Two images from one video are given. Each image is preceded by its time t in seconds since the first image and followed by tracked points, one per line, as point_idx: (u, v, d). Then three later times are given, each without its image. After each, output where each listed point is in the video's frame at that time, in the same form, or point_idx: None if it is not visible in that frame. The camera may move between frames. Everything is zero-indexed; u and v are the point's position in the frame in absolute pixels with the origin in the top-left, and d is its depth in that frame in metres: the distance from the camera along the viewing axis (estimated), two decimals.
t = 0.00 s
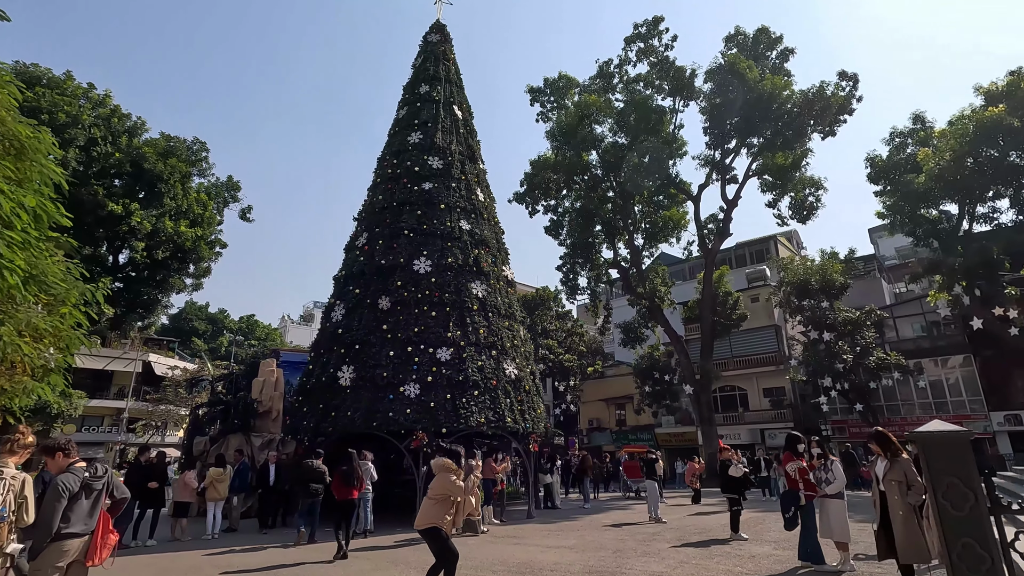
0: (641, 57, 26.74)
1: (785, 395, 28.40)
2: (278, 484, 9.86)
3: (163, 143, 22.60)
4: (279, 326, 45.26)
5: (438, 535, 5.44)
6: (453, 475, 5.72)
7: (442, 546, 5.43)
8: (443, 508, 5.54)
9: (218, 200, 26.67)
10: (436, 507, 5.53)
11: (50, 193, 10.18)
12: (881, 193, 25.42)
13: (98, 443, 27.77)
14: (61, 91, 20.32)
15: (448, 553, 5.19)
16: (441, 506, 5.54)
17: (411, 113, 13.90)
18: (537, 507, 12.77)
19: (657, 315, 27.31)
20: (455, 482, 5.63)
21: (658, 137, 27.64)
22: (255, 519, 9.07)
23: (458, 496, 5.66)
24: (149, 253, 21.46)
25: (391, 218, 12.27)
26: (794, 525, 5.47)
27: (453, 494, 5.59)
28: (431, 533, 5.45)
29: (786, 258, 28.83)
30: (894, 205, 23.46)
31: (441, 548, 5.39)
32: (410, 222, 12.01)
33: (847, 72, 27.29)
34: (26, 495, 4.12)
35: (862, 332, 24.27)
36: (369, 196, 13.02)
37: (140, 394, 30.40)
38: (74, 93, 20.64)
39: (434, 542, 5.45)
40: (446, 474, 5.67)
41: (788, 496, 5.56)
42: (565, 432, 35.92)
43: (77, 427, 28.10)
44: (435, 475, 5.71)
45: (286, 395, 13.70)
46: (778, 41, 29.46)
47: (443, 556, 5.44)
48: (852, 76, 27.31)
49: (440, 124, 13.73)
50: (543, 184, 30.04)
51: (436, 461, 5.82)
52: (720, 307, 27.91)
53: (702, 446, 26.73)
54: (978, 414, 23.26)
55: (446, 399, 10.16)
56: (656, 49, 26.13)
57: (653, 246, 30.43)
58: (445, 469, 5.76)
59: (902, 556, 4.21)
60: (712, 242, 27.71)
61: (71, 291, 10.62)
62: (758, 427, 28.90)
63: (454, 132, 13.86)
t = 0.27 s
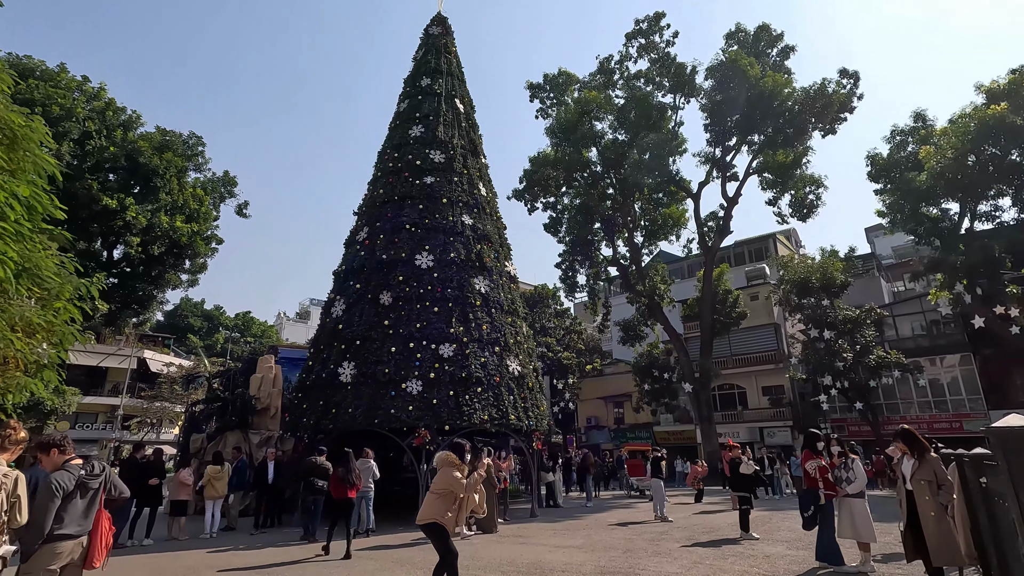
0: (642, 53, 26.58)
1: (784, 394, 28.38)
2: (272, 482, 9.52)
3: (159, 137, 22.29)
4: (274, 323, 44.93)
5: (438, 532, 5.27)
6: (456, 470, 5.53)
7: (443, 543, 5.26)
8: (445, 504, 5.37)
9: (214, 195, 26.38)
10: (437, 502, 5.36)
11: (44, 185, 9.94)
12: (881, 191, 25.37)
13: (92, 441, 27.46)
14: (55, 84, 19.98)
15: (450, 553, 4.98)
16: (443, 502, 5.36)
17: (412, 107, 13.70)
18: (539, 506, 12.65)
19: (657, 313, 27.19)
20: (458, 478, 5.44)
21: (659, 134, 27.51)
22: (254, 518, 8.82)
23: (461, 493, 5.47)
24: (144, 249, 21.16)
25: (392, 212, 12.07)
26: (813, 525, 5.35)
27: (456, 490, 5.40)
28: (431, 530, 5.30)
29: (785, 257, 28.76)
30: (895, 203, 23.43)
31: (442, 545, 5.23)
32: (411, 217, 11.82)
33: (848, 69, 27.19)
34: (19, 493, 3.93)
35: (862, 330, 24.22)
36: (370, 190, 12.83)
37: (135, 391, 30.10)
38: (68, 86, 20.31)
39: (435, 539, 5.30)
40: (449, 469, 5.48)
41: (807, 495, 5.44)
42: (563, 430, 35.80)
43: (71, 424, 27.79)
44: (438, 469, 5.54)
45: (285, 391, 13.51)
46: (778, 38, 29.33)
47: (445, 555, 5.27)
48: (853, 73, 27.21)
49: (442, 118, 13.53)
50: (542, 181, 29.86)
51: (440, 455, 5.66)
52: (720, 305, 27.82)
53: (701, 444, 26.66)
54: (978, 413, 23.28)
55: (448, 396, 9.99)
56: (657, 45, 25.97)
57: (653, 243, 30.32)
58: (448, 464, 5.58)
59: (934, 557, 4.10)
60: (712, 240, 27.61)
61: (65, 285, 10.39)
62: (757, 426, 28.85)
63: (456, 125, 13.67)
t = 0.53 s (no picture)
0: (642, 49, 26.47)
1: (782, 392, 28.44)
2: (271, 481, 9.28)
3: (153, 131, 21.96)
4: (269, 320, 44.56)
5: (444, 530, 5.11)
6: (458, 465, 5.34)
7: (449, 541, 5.08)
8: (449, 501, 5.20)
9: (209, 190, 26.05)
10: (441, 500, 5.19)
11: (37, 177, 9.70)
12: (880, 190, 25.38)
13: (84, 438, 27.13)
14: (47, 76, 19.62)
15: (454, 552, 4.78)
16: (447, 499, 5.18)
17: (413, 99, 13.49)
18: (541, 503, 12.56)
19: (656, 310, 27.11)
20: (461, 472, 5.25)
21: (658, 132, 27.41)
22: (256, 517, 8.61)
23: (466, 489, 5.27)
24: (138, 243, 20.84)
25: (393, 206, 11.89)
26: (832, 524, 5.25)
27: (460, 486, 5.21)
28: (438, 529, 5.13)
29: (784, 255, 28.74)
30: (894, 202, 23.45)
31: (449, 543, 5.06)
32: (413, 211, 11.63)
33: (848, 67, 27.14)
34: (17, 493, 3.78)
35: (861, 328, 24.25)
36: (370, 184, 12.64)
37: (128, 387, 29.78)
38: (60, 79, 19.94)
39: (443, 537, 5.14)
40: (451, 464, 5.31)
41: (826, 495, 5.34)
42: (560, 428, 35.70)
43: (63, 421, 27.45)
44: (439, 465, 5.37)
45: (283, 388, 13.32)
46: (778, 36, 29.23)
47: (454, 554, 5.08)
48: (852, 71, 27.17)
49: (443, 111, 13.34)
50: (541, 177, 29.70)
51: (440, 451, 5.48)
52: (719, 303, 27.76)
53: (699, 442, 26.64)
54: (974, 411, 23.38)
55: (451, 393, 9.83)
56: (657, 41, 25.84)
57: (651, 241, 30.24)
58: (450, 460, 5.40)
59: (962, 560, 3.98)
60: (711, 237, 27.56)
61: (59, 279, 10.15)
62: (755, 424, 28.85)
63: (457, 119, 13.48)
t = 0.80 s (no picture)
0: (636, 46, 26.42)
1: (772, 390, 28.61)
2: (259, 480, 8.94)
3: (138, 122, 21.47)
4: (256, 316, 43.93)
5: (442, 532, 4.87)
6: (456, 463, 5.04)
7: (447, 544, 4.86)
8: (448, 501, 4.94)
9: (196, 183, 25.55)
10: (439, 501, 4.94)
11: (18, 164, 9.34)
12: (870, 190, 25.57)
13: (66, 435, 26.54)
14: (29, 63, 19.07)
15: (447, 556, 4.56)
16: (446, 499, 4.93)
17: (408, 91, 13.27)
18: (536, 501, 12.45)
19: (648, 308, 27.10)
20: (460, 471, 4.95)
21: (652, 129, 27.38)
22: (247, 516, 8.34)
23: (465, 487, 5.00)
24: (122, 237, 20.36)
25: (388, 199, 11.67)
26: (841, 521, 5.16)
27: (459, 486, 4.94)
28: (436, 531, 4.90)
29: (774, 253, 28.89)
30: (885, 201, 23.63)
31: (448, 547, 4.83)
32: (408, 204, 11.43)
33: (839, 68, 27.30)
34: None
35: (850, 327, 24.44)
36: (364, 177, 12.40)
37: (111, 384, 29.19)
38: (42, 67, 19.39)
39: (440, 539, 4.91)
40: (449, 463, 5.02)
41: (835, 491, 5.25)
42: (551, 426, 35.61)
43: (44, 418, 26.83)
44: (436, 464, 5.09)
45: (273, 384, 13.06)
46: (770, 35, 29.33)
47: (453, 557, 4.86)
48: (844, 72, 27.32)
49: (439, 103, 13.13)
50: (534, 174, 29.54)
51: (436, 447, 5.17)
52: (711, 301, 27.83)
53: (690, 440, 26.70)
54: (961, 409, 23.67)
55: (447, 389, 9.66)
56: (651, 38, 25.79)
57: (643, 239, 30.25)
58: (447, 457, 5.11)
59: (980, 557, 3.87)
60: (704, 235, 27.61)
61: (41, 271, 9.81)
62: (745, 421, 28.98)
63: (453, 111, 13.28)
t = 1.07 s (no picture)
0: (623, 42, 26.38)
1: (750, 386, 29.00)
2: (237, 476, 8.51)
3: (110, 103, 20.64)
4: (231, 307, 42.92)
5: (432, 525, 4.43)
6: (448, 454, 4.56)
7: (432, 540, 4.44)
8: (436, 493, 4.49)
9: (170, 168, 24.73)
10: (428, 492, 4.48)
11: None
12: (849, 191, 26.00)
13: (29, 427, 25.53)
14: None
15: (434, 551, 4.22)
16: (433, 493, 4.47)
17: (395, 78, 12.94)
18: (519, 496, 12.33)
19: (630, 304, 27.16)
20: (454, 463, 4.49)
21: (637, 125, 27.41)
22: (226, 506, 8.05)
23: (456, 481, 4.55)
24: (92, 222, 19.58)
25: (373, 187, 11.36)
26: (837, 517, 5.13)
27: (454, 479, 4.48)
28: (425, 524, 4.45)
29: (755, 252, 29.23)
30: (864, 202, 24.04)
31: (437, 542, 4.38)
32: (394, 192, 11.15)
33: (821, 70, 27.66)
34: None
35: (827, 325, 24.88)
36: (348, 164, 12.06)
37: (78, 374, 28.18)
38: (6, 42, 18.47)
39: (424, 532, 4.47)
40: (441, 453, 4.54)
41: (831, 486, 5.21)
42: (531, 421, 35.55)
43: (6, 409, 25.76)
44: (424, 454, 4.59)
45: (250, 376, 12.67)
46: (755, 35, 29.56)
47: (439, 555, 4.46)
48: (825, 74, 27.70)
49: (427, 90, 12.84)
50: (518, 168, 29.32)
51: (425, 437, 4.66)
52: (692, 298, 28.04)
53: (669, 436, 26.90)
54: (931, 407, 24.29)
55: (433, 381, 9.45)
56: (638, 34, 25.75)
57: (626, 235, 30.32)
58: (437, 447, 4.61)
59: (981, 552, 3.85)
60: (686, 233, 27.77)
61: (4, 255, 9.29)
62: (723, 418, 29.33)
63: (441, 99, 13.01)
